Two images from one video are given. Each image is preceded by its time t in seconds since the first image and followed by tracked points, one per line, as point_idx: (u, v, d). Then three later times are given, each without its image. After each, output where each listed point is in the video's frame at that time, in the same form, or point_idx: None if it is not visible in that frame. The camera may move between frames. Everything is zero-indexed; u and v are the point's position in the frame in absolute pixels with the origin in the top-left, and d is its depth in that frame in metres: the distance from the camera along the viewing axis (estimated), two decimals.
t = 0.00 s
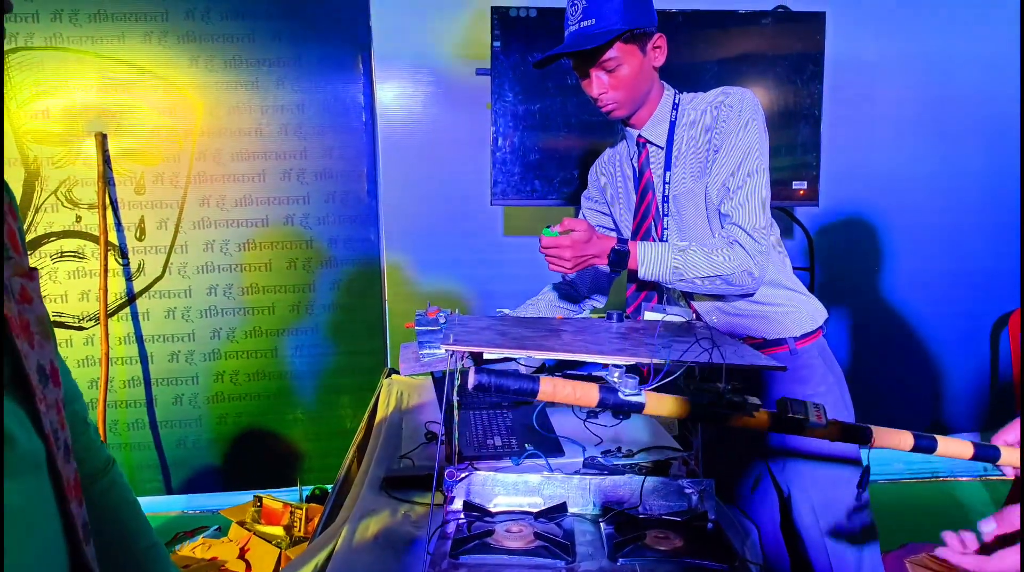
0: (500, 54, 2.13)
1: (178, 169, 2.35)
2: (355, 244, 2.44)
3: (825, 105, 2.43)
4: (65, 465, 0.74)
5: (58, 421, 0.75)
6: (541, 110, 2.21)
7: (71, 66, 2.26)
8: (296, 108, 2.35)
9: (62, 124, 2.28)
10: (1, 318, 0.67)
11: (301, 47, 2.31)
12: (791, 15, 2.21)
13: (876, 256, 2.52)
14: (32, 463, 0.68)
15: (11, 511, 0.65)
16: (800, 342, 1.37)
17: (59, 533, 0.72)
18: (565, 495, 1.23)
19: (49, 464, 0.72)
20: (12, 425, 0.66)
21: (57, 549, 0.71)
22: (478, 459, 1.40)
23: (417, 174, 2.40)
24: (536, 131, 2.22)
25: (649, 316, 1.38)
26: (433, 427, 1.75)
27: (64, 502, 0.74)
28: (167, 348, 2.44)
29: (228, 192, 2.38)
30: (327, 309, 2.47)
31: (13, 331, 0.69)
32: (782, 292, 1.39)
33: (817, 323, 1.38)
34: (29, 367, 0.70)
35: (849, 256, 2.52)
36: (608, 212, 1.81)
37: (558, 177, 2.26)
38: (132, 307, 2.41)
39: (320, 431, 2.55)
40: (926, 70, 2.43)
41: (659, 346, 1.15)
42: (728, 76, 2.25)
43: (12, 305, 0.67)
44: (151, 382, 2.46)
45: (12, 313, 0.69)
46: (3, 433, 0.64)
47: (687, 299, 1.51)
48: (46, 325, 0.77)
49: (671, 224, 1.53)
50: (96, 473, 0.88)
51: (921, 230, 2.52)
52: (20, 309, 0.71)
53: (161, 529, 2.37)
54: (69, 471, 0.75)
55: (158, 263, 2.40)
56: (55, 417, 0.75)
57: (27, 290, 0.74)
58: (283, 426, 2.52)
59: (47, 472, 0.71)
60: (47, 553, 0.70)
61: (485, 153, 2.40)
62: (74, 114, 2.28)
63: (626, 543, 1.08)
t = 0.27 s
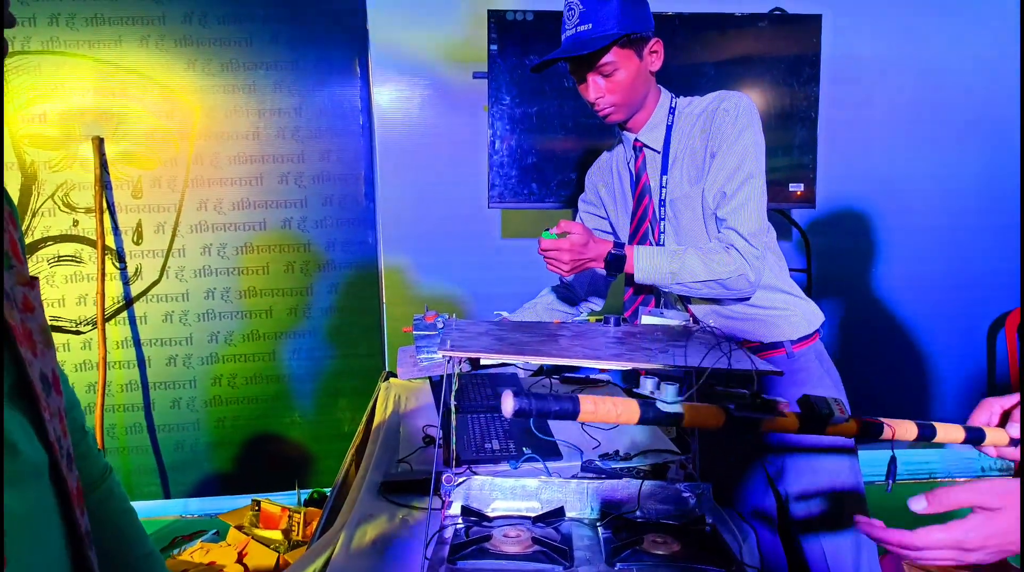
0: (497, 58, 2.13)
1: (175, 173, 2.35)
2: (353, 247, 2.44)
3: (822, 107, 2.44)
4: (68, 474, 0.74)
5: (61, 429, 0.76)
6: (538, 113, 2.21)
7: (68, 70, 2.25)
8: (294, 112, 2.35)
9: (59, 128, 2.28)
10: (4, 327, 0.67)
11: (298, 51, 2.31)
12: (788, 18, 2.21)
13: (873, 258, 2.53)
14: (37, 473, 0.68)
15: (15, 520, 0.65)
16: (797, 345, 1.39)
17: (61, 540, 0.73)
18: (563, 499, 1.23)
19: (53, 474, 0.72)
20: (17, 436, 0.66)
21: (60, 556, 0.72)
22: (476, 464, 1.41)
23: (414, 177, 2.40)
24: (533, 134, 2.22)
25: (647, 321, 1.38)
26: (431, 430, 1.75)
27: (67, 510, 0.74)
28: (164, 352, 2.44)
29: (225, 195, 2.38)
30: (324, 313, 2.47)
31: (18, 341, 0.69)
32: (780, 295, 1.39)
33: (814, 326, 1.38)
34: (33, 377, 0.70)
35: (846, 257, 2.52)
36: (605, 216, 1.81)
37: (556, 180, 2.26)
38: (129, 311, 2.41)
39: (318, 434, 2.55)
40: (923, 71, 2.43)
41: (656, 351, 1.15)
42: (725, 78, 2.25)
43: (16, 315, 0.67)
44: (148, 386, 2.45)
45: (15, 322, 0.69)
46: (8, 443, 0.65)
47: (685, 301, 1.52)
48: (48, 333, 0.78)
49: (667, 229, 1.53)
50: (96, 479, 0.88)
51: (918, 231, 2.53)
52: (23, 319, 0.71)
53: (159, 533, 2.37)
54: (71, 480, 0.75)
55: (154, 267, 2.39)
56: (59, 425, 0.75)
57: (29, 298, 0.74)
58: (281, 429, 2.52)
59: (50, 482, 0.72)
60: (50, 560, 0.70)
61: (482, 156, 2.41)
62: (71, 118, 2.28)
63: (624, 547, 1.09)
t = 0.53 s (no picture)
0: (496, 60, 2.13)
1: (174, 175, 2.35)
2: (352, 249, 2.45)
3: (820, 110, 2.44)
4: (67, 477, 0.75)
5: (59, 433, 0.76)
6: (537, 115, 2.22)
7: (67, 72, 2.26)
8: (293, 114, 2.35)
9: (59, 130, 2.29)
10: (5, 333, 0.67)
11: (298, 53, 2.32)
12: (786, 20, 2.22)
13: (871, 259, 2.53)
14: (40, 476, 0.69)
15: (18, 524, 0.66)
16: (794, 348, 1.42)
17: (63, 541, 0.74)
18: (562, 501, 1.24)
19: (53, 477, 0.73)
20: (19, 439, 0.66)
21: (62, 557, 0.72)
22: (476, 465, 1.41)
23: (413, 179, 2.40)
24: (533, 136, 2.23)
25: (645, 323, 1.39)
26: (429, 432, 1.75)
27: (67, 512, 0.75)
28: (163, 354, 2.44)
29: (224, 197, 2.38)
30: (324, 314, 2.47)
31: (20, 345, 0.70)
32: (778, 298, 1.42)
33: (811, 329, 1.42)
34: (33, 381, 0.71)
35: (845, 259, 2.52)
36: (604, 218, 1.82)
37: (554, 182, 2.26)
38: (128, 313, 2.41)
39: (317, 436, 2.55)
40: (920, 74, 2.44)
41: (654, 354, 1.15)
42: (724, 80, 2.25)
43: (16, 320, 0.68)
44: (147, 387, 2.46)
45: (15, 327, 0.70)
46: (13, 447, 0.65)
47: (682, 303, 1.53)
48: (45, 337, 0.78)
49: (666, 231, 1.53)
50: (94, 480, 0.89)
51: (917, 233, 2.53)
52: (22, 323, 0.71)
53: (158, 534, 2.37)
54: (70, 483, 0.76)
55: (154, 268, 2.40)
56: (57, 428, 0.76)
57: (28, 303, 0.75)
58: (280, 431, 2.52)
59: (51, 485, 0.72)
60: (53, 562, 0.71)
61: (481, 158, 2.41)
62: (71, 120, 2.28)
63: (621, 549, 1.09)
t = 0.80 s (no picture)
0: (493, 62, 2.14)
1: (171, 176, 2.35)
2: (349, 250, 2.45)
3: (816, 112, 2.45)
4: (58, 484, 0.75)
5: (51, 440, 0.76)
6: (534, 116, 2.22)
7: (63, 72, 2.25)
8: (290, 115, 2.35)
9: (55, 131, 2.28)
10: None
11: (295, 55, 2.32)
12: (782, 22, 2.22)
13: (867, 261, 2.54)
14: (31, 482, 0.69)
15: (11, 531, 0.66)
16: (789, 351, 1.44)
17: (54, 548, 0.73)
18: (557, 502, 1.24)
19: (44, 484, 0.73)
20: (12, 446, 0.67)
21: (53, 565, 0.72)
22: (472, 465, 1.41)
23: (410, 180, 2.40)
24: (529, 137, 2.23)
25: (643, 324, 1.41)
26: (426, 434, 1.75)
27: (58, 519, 0.75)
28: (160, 355, 2.44)
29: (221, 198, 2.38)
30: (321, 315, 2.47)
31: (11, 352, 0.70)
32: (770, 299, 1.45)
33: (806, 332, 1.42)
34: (24, 389, 0.71)
35: (841, 261, 2.53)
36: (603, 218, 1.82)
37: (551, 184, 2.27)
38: (124, 314, 2.40)
39: (314, 437, 2.55)
40: (915, 76, 2.45)
41: (650, 356, 1.16)
42: (720, 82, 2.26)
43: (10, 326, 0.68)
44: (144, 388, 2.45)
45: (8, 334, 0.70)
46: (5, 454, 0.65)
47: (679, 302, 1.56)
48: (38, 343, 0.78)
49: (665, 231, 1.54)
50: (88, 486, 0.89)
51: (912, 235, 2.54)
52: (14, 330, 0.71)
53: (154, 535, 2.37)
54: (62, 490, 0.76)
55: (150, 269, 2.39)
56: (49, 435, 0.76)
57: (21, 309, 0.75)
58: (277, 432, 2.52)
59: (43, 493, 0.73)
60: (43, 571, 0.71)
61: (478, 159, 2.41)
62: (67, 121, 2.28)
63: (617, 550, 1.10)
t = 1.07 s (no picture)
0: (489, 64, 2.14)
1: (167, 177, 2.35)
2: (345, 252, 2.45)
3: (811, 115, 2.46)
4: (50, 491, 0.75)
5: (43, 447, 0.76)
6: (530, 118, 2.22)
7: (59, 74, 2.25)
8: (286, 117, 2.35)
9: (51, 132, 2.28)
10: None
11: (291, 57, 2.32)
12: (777, 25, 2.23)
13: (862, 263, 2.55)
14: (22, 488, 0.69)
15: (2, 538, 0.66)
16: (785, 355, 1.48)
17: (46, 555, 0.73)
18: (553, 505, 1.24)
19: (36, 491, 0.73)
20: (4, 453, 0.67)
21: None
22: (467, 468, 1.42)
23: (406, 182, 2.40)
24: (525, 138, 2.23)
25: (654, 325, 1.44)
26: (422, 436, 1.76)
27: (50, 526, 0.75)
28: (156, 356, 2.44)
29: (217, 200, 2.38)
30: (317, 316, 2.47)
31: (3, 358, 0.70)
32: (771, 302, 1.47)
33: (801, 337, 1.47)
34: (15, 396, 0.71)
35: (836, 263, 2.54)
36: (605, 220, 1.83)
37: (547, 186, 2.27)
38: (120, 315, 2.40)
39: (310, 439, 2.55)
40: (909, 80, 2.46)
41: (645, 359, 1.16)
42: (716, 85, 2.26)
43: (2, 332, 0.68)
44: (140, 390, 2.45)
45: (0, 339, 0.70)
46: None
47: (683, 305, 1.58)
48: (31, 349, 0.78)
49: (673, 234, 1.61)
50: (81, 491, 0.89)
51: (906, 238, 2.55)
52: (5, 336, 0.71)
53: (149, 538, 2.36)
54: (54, 497, 0.76)
55: (146, 271, 2.39)
56: (41, 441, 0.76)
57: (13, 316, 0.75)
58: (273, 434, 2.52)
59: (35, 499, 0.73)
60: None
61: (474, 161, 2.41)
62: (62, 122, 2.28)
63: (611, 553, 1.10)
